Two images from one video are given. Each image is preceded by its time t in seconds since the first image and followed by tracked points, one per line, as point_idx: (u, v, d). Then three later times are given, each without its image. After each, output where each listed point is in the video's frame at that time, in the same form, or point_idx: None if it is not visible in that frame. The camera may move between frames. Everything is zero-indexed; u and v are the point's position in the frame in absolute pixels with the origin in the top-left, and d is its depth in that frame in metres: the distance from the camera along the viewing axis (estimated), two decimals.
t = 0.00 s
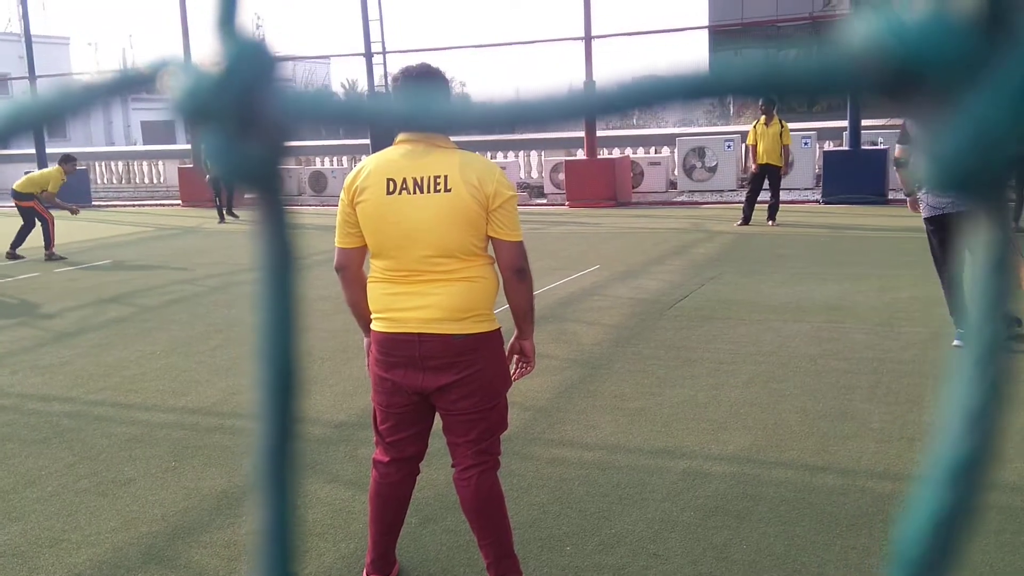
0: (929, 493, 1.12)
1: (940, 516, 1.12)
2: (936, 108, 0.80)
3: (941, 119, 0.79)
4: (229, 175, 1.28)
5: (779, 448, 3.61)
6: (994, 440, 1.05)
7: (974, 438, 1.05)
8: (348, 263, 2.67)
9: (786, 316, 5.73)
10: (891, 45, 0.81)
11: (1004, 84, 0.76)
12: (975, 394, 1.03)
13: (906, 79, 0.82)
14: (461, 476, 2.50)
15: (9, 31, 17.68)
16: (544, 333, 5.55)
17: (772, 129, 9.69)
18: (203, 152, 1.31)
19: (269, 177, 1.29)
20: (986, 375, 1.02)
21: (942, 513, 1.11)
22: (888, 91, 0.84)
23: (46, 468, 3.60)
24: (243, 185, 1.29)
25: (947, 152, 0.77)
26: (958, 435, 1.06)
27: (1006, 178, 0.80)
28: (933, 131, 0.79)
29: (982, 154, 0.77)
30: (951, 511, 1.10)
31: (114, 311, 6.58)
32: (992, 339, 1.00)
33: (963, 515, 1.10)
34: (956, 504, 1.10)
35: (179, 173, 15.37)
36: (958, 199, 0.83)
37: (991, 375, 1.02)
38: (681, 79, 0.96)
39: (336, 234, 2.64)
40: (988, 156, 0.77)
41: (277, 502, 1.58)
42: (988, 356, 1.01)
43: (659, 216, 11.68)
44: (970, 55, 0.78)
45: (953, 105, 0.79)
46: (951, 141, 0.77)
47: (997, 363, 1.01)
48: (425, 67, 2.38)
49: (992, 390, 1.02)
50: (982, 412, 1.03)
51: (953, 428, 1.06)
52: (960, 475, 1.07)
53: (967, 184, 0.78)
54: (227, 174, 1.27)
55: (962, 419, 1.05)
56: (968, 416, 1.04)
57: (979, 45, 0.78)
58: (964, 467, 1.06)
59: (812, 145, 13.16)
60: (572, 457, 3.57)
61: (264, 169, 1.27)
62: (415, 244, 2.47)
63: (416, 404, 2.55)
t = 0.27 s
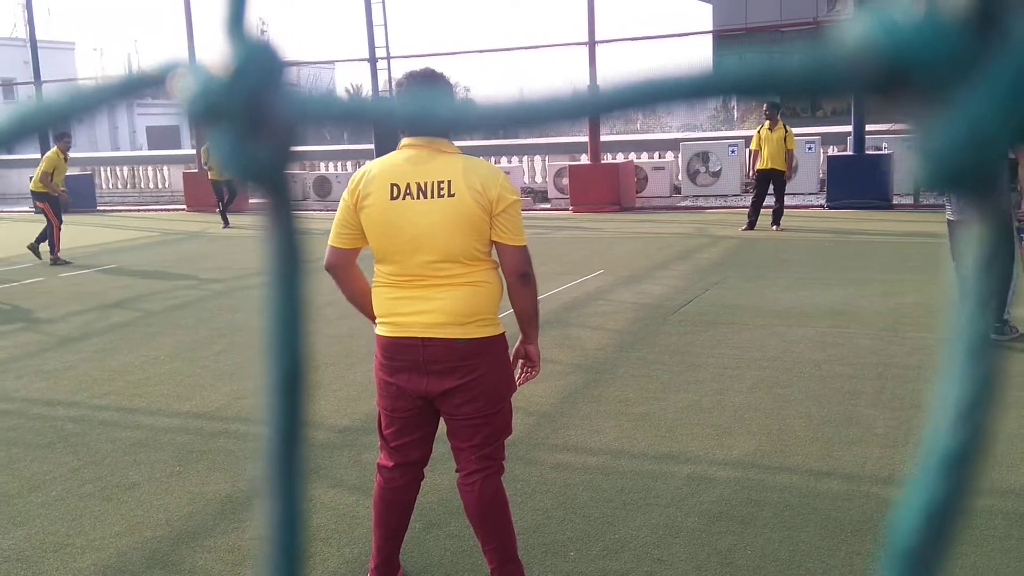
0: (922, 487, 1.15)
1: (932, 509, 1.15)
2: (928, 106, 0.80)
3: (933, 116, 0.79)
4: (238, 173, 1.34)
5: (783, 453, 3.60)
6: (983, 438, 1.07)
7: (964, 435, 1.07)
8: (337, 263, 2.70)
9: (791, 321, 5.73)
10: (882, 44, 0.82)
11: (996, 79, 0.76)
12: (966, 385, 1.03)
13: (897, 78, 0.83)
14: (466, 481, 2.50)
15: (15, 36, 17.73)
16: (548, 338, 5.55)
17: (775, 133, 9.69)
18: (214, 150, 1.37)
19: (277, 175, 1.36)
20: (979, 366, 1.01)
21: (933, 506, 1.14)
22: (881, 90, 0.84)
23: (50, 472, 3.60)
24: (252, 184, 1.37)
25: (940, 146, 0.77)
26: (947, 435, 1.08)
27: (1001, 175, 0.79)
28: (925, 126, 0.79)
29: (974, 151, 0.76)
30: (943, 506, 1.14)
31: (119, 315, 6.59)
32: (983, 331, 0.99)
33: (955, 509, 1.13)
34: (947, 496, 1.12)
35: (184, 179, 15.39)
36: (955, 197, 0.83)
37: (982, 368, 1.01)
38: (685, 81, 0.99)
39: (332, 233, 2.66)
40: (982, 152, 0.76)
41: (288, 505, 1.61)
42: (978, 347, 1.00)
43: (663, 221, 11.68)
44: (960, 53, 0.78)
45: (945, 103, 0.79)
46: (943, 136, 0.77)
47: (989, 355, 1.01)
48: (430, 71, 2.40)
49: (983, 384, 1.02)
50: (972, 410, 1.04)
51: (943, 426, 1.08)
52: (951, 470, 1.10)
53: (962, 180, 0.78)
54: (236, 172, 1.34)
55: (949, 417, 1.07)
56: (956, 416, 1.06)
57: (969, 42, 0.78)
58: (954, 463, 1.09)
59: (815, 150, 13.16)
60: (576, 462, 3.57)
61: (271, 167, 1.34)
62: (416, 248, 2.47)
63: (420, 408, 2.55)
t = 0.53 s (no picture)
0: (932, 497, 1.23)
1: (943, 517, 1.22)
2: (930, 120, 0.89)
3: (936, 132, 0.88)
4: (242, 181, 1.38)
5: (789, 457, 3.60)
6: (987, 449, 1.15)
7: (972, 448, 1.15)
8: (337, 263, 2.71)
9: (797, 326, 5.72)
10: (885, 62, 0.90)
11: (994, 99, 0.86)
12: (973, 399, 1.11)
13: (900, 92, 0.91)
14: (470, 484, 2.50)
15: (21, 40, 17.76)
16: (553, 342, 5.54)
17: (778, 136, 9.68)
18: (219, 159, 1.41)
19: (280, 184, 1.40)
20: (984, 378, 1.09)
21: (942, 514, 1.22)
22: (883, 103, 0.93)
23: (56, 476, 3.61)
24: (255, 193, 1.40)
25: (947, 160, 0.88)
26: (956, 447, 1.16)
27: (999, 184, 0.90)
28: (927, 142, 0.89)
29: (975, 165, 0.87)
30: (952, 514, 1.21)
31: (125, 319, 6.59)
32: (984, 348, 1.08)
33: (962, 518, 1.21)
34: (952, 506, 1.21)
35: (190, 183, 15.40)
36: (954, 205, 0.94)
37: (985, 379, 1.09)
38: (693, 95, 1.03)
39: (333, 233, 2.67)
40: (982, 166, 0.87)
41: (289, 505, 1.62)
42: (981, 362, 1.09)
43: (668, 224, 11.65)
44: (961, 71, 0.87)
45: (947, 118, 0.88)
46: (947, 152, 0.87)
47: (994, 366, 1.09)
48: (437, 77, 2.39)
49: (987, 396, 1.10)
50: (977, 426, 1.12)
51: (950, 439, 1.16)
52: (959, 479, 1.17)
53: (963, 190, 0.89)
54: (241, 181, 1.38)
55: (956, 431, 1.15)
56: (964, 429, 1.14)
57: (968, 61, 0.87)
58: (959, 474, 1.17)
59: (821, 154, 13.14)
60: (581, 467, 3.56)
61: (275, 176, 1.38)
62: (418, 253, 2.48)
63: (425, 412, 2.55)
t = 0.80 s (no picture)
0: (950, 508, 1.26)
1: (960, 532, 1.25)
2: (948, 133, 0.91)
3: (954, 143, 0.90)
4: (235, 194, 1.38)
5: (794, 460, 3.59)
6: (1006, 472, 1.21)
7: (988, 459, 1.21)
8: (343, 267, 2.70)
9: (802, 328, 5.71)
10: (900, 70, 0.92)
11: (1009, 111, 0.87)
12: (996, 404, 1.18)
13: (913, 102, 0.93)
14: (473, 488, 2.50)
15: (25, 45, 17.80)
16: (557, 345, 5.53)
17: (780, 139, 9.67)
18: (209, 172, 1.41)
19: (276, 194, 1.40)
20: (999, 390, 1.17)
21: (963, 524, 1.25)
22: (898, 112, 0.95)
23: (61, 479, 3.61)
24: (248, 206, 1.40)
25: (962, 173, 0.90)
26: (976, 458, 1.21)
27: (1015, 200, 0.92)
28: (945, 153, 0.91)
29: (991, 178, 0.88)
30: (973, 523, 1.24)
31: (129, 323, 6.60)
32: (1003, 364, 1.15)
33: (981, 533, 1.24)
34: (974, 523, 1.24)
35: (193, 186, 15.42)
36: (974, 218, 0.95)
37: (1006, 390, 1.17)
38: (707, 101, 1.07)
39: (336, 237, 2.67)
40: (999, 178, 0.89)
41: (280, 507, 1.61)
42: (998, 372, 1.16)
43: (671, 227, 11.64)
44: (976, 83, 0.89)
45: (964, 131, 0.90)
46: (964, 162, 0.89)
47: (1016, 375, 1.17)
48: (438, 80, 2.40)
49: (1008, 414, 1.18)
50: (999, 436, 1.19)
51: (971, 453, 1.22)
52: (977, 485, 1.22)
53: (977, 205, 0.90)
54: (233, 194, 1.38)
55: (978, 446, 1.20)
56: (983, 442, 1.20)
57: (983, 73, 0.89)
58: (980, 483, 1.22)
59: (825, 156, 13.13)
60: (586, 470, 3.56)
61: (269, 189, 1.38)
62: (420, 256, 2.48)
63: (429, 415, 2.55)
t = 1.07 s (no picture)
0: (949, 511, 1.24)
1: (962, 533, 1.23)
2: (945, 141, 0.90)
3: (953, 152, 0.89)
4: (242, 198, 1.37)
5: (793, 460, 3.57)
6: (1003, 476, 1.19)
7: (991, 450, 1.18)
8: (337, 265, 2.69)
9: (802, 328, 5.69)
10: (898, 78, 0.91)
11: (1007, 119, 0.85)
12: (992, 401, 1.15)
13: (912, 110, 0.92)
14: (471, 488, 2.48)
15: (20, 44, 17.75)
16: (555, 345, 5.51)
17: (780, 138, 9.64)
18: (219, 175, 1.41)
19: (282, 197, 1.39)
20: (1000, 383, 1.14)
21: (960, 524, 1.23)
22: (898, 120, 0.93)
23: (56, 480, 3.59)
24: (256, 209, 1.40)
25: (959, 182, 0.88)
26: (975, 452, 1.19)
27: (1010, 208, 0.91)
28: (945, 162, 0.89)
29: (987, 185, 0.87)
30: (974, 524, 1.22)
31: (125, 323, 6.58)
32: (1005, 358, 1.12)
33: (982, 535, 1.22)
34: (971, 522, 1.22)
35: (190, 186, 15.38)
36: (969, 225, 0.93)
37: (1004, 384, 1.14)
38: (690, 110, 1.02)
39: (330, 234, 2.65)
40: (997, 185, 0.87)
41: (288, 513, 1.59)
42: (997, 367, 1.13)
43: (670, 227, 11.62)
44: (978, 93, 0.87)
45: (962, 139, 0.89)
46: (964, 171, 0.87)
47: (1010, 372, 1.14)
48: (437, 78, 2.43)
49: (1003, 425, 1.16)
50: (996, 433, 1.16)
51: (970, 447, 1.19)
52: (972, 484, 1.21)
53: (974, 212, 0.89)
54: (241, 197, 1.37)
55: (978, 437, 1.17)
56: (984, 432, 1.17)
57: (984, 82, 0.87)
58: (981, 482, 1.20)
59: (824, 155, 13.11)
60: (584, 470, 3.54)
61: (277, 191, 1.37)
62: (418, 255, 2.46)
63: (426, 415, 2.53)
